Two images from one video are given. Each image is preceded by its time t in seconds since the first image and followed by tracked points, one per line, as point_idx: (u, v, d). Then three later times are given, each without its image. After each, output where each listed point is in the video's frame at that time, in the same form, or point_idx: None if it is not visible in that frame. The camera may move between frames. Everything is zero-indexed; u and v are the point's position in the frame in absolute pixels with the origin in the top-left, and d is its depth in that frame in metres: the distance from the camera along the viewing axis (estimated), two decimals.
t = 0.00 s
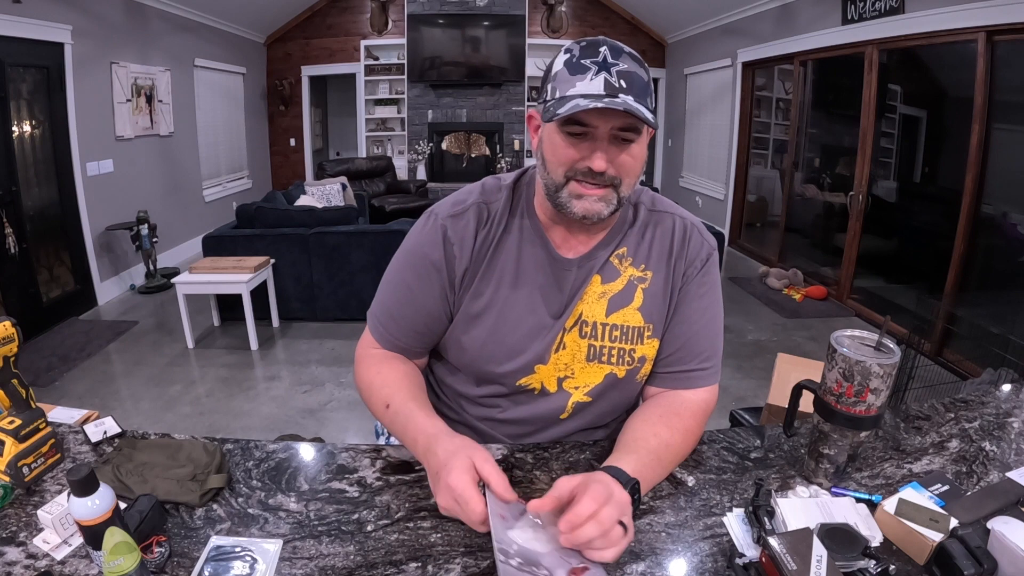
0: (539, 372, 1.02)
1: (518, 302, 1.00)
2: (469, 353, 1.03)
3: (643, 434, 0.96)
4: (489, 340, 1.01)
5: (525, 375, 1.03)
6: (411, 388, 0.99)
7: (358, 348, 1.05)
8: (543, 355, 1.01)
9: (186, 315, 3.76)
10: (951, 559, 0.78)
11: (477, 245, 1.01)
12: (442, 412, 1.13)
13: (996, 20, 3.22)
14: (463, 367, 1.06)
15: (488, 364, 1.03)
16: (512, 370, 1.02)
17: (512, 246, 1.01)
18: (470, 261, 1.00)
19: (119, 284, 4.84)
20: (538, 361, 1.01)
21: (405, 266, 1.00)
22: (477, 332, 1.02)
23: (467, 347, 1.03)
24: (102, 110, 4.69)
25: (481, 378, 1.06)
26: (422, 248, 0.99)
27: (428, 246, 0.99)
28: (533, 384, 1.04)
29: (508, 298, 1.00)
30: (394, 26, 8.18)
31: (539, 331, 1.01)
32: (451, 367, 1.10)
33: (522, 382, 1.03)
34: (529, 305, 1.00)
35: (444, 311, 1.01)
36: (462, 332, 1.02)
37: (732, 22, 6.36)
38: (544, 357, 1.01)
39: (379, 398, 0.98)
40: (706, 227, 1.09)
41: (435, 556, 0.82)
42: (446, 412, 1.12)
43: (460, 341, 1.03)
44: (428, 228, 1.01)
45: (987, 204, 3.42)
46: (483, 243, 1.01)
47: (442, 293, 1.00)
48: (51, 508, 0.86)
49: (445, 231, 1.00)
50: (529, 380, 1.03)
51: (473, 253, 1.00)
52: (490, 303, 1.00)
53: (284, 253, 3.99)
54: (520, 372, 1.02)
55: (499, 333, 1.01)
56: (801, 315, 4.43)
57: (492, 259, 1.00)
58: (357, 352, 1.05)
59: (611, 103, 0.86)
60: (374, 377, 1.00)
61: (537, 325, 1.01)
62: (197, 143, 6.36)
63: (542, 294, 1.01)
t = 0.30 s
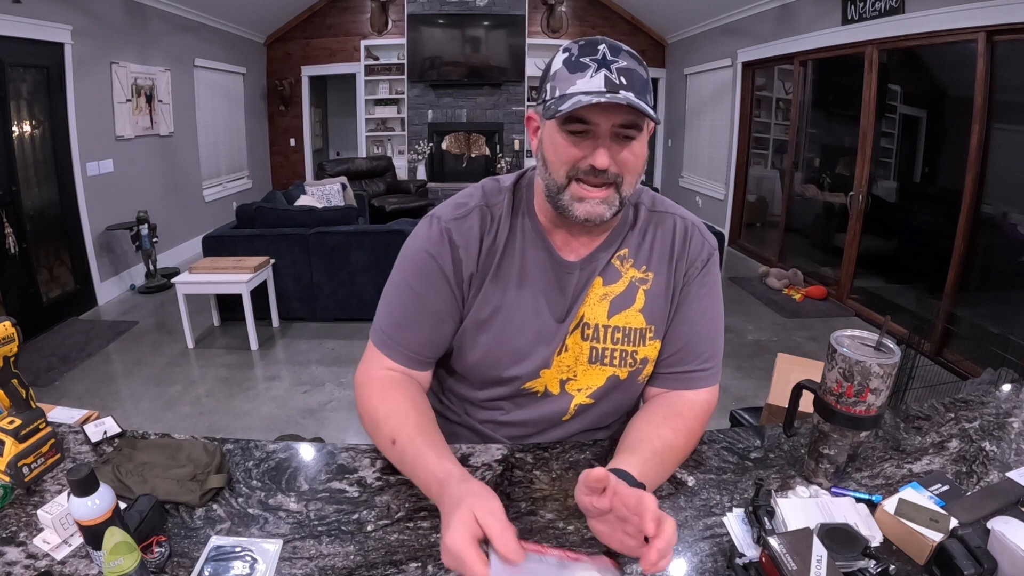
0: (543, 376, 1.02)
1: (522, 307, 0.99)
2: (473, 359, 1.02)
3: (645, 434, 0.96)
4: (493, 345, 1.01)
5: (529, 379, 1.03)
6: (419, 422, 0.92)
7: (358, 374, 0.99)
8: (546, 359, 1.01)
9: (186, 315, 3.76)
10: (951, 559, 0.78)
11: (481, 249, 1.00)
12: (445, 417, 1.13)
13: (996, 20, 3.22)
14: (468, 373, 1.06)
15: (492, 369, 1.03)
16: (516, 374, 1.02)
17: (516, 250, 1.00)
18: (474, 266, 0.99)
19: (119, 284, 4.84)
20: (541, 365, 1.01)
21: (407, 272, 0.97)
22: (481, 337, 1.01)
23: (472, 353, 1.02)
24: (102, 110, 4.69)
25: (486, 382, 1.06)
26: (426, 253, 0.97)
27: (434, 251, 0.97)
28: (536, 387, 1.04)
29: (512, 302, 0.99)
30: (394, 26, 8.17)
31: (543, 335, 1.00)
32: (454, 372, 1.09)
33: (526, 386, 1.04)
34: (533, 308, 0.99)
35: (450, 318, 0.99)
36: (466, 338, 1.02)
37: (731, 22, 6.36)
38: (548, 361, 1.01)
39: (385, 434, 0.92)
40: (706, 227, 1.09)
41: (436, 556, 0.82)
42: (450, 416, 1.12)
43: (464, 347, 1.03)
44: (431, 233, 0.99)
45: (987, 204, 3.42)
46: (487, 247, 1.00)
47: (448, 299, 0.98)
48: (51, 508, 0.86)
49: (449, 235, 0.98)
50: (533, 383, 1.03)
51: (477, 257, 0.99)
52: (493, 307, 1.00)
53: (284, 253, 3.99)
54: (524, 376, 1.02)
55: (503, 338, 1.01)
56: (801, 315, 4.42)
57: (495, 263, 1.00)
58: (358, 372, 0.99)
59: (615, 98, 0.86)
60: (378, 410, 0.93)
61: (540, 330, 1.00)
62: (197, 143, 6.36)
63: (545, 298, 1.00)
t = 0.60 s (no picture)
0: (544, 377, 1.02)
1: (523, 307, 0.98)
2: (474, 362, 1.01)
3: (649, 436, 0.96)
4: (494, 349, 1.00)
5: (530, 382, 1.03)
6: (454, 456, 0.81)
7: (381, 390, 0.89)
8: (547, 361, 1.01)
9: (186, 315, 3.76)
10: (952, 559, 0.78)
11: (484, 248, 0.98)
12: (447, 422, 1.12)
13: (996, 21, 3.23)
14: (469, 378, 1.04)
15: (493, 372, 1.02)
16: (517, 377, 1.02)
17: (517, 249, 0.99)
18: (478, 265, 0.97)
19: (119, 284, 4.84)
20: (542, 366, 1.01)
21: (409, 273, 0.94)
22: (483, 340, 1.00)
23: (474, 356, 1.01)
24: (102, 110, 4.69)
25: (487, 387, 1.05)
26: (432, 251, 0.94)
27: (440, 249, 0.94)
28: (537, 390, 1.04)
29: (513, 302, 0.98)
30: (395, 26, 8.14)
31: (544, 336, 0.99)
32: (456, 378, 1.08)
33: (526, 388, 1.03)
34: (534, 308, 0.99)
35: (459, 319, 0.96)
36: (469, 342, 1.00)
37: (731, 22, 6.37)
38: (548, 363, 1.01)
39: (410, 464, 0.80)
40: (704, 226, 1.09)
41: (436, 556, 0.82)
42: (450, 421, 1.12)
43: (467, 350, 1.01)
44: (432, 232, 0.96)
45: (987, 204, 3.42)
46: (488, 245, 0.98)
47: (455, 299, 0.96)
48: (51, 508, 0.86)
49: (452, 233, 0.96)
50: (534, 386, 1.03)
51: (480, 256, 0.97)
52: (496, 308, 0.98)
53: (284, 253, 3.99)
54: (526, 378, 1.02)
55: (504, 340, 0.99)
56: (801, 315, 4.42)
57: (496, 263, 0.98)
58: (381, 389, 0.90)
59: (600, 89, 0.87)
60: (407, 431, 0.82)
61: (541, 330, 0.99)
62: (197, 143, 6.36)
63: (545, 299, 0.99)
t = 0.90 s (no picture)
0: (541, 379, 1.02)
1: (520, 309, 0.98)
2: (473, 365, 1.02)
3: (648, 437, 0.96)
4: (492, 351, 1.00)
5: (527, 383, 1.03)
6: (439, 449, 0.87)
7: (377, 394, 0.94)
8: (544, 362, 1.01)
9: (186, 315, 3.76)
10: (951, 559, 0.78)
11: (481, 250, 0.98)
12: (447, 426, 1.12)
13: (996, 21, 3.23)
14: (468, 381, 1.04)
15: (492, 375, 1.02)
16: (515, 378, 1.02)
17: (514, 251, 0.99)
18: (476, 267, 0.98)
19: (119, 284, 4.84)
20: (540, 368, 1.01)
21: (408, 277, 0.95)
22: (481, 343, 1.00)
23: (472, 359, 1.01)
24: (102, 110, 4.69)
25: (486, 389, 1.05)
26: (431, 254, 0.95)
27: (439, 253, 0.95)
28: (534, 391, 1.04)
29: (511, 303, 0.98)
30: (395, 26, 8.13)
31: (542, 338, 0.99)
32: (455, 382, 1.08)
33: (524, 390, 1.03)
34: (532, 309, 0.99)
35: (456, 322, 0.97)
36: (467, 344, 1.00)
37: (731, 22, 6.37)
38: (546, 365, 1.01)
39: (403, 464, 0.87)
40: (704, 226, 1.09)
41: (436, 556, 0.82)
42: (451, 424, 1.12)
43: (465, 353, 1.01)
44: (431, 235, 0.97)
45: (987, 204, 3.42)
46: (486, 248, 0.99)
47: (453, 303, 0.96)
48: (51, 509, 0.86)
49: (450, 236, 0.97)
50: (531, 387, 1.03)
51: (478, 258, 0.98)
52: (493, 310, 0.98)
53: (284, 253, 3.99)
54: (523, 380, 1.02)
55: (501, 343, 0.99)
56: (801, 315, 4.42)
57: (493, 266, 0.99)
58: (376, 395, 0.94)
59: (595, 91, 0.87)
60: (397, 435, 0.89)
61: (538, 331, 0.99)
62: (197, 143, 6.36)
63: (542, 300, 0.99)
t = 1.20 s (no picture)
0: (532, 382, 1.02)
1: (507, 313, 0.98)
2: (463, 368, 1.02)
3: (642, 435, 0.97)
4: (481, 355, 1.00)
5: (518, 386, 1.03)
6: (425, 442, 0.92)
7: (370, 401, 0.99)
8: (535, 366, 1.00)
9: (186, 315, 3.76)
10: (952, 559, 0.78)
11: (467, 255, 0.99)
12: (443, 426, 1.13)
13: (996, 20, 3.23)
14: (460, 384, 1.05)
15: (483, 378, 1.03)
16: (505, 381, 1.02)
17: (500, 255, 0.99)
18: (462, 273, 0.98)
19: (119, 284, 4.84)
20: (530, 371, 1.01)
21: (396, 284, 0.97)
22: (470, 346, 1.01)
23: (462, 363, 1.02)
24: (102, 110, 4.69)
25: (478, 392, 1.06)
26: (417, 261, 0.96)
27: (424, 260, 0.96)
28: (526, 394, 1.04)
29: (498, 307, 0.98)
30: (395, 26, 8.12)
31: (530, 341, 0.99)
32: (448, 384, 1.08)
33: (514, 392, 1.04)
34: (519, 314, 0.99)
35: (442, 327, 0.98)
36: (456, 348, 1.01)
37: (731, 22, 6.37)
38: (536, 369, 1.01)
39: (396, 463, 0.92)
40: (697, 226, 1.08)
41: (435, 556, 0.82)
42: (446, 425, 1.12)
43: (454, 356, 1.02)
44: (416, 242, 0.98)
45: (987, 204, 3.42)
46: (471, 253, 0.99)
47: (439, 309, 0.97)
48: (51, 509, 0.86)
49: (435, 242, 0.98)
50: (521, 390, 1.03)
51: (465, 263, 0.99)
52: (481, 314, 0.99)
53: (284, 253, 3.99)
54: (514, 382, 1.02)
55: (490, 346, 1.00)
56: (801, 315, 4.42)
57: (479, 270, 0.99)
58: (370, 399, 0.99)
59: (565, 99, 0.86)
60: (389, 436, 0.93)
61: (526, 335, 0.99)
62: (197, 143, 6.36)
63: (530, 304, 0.99)
